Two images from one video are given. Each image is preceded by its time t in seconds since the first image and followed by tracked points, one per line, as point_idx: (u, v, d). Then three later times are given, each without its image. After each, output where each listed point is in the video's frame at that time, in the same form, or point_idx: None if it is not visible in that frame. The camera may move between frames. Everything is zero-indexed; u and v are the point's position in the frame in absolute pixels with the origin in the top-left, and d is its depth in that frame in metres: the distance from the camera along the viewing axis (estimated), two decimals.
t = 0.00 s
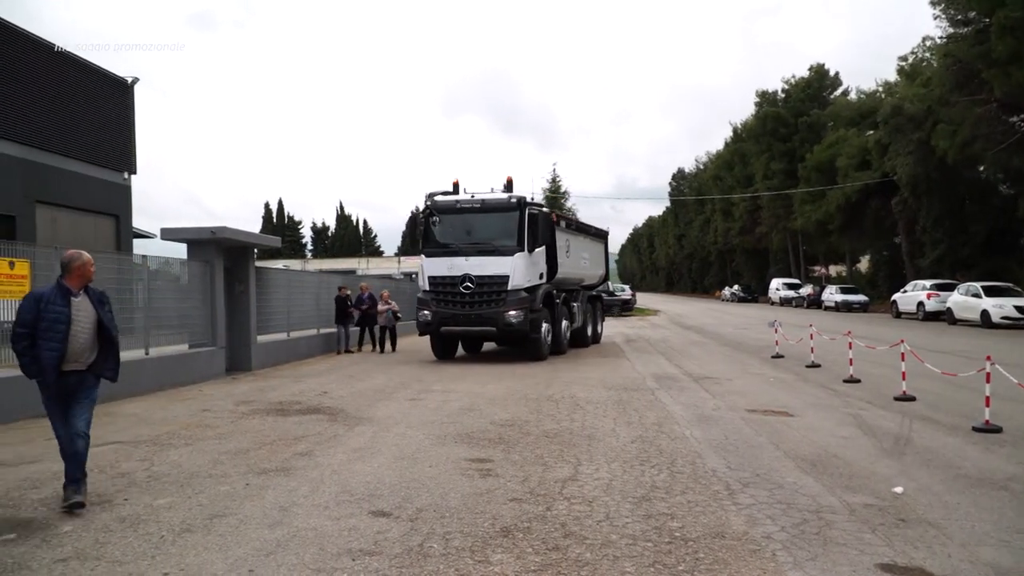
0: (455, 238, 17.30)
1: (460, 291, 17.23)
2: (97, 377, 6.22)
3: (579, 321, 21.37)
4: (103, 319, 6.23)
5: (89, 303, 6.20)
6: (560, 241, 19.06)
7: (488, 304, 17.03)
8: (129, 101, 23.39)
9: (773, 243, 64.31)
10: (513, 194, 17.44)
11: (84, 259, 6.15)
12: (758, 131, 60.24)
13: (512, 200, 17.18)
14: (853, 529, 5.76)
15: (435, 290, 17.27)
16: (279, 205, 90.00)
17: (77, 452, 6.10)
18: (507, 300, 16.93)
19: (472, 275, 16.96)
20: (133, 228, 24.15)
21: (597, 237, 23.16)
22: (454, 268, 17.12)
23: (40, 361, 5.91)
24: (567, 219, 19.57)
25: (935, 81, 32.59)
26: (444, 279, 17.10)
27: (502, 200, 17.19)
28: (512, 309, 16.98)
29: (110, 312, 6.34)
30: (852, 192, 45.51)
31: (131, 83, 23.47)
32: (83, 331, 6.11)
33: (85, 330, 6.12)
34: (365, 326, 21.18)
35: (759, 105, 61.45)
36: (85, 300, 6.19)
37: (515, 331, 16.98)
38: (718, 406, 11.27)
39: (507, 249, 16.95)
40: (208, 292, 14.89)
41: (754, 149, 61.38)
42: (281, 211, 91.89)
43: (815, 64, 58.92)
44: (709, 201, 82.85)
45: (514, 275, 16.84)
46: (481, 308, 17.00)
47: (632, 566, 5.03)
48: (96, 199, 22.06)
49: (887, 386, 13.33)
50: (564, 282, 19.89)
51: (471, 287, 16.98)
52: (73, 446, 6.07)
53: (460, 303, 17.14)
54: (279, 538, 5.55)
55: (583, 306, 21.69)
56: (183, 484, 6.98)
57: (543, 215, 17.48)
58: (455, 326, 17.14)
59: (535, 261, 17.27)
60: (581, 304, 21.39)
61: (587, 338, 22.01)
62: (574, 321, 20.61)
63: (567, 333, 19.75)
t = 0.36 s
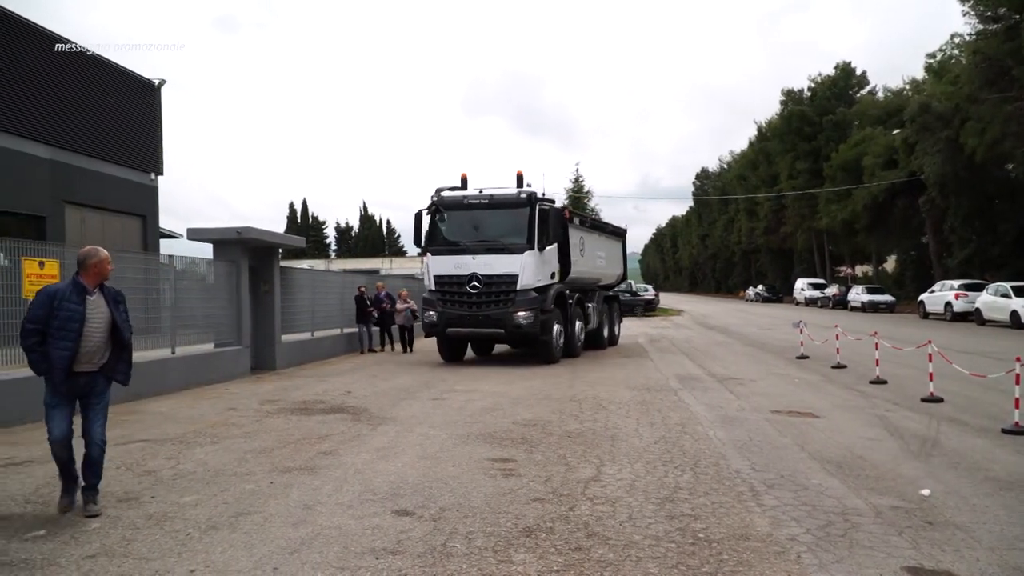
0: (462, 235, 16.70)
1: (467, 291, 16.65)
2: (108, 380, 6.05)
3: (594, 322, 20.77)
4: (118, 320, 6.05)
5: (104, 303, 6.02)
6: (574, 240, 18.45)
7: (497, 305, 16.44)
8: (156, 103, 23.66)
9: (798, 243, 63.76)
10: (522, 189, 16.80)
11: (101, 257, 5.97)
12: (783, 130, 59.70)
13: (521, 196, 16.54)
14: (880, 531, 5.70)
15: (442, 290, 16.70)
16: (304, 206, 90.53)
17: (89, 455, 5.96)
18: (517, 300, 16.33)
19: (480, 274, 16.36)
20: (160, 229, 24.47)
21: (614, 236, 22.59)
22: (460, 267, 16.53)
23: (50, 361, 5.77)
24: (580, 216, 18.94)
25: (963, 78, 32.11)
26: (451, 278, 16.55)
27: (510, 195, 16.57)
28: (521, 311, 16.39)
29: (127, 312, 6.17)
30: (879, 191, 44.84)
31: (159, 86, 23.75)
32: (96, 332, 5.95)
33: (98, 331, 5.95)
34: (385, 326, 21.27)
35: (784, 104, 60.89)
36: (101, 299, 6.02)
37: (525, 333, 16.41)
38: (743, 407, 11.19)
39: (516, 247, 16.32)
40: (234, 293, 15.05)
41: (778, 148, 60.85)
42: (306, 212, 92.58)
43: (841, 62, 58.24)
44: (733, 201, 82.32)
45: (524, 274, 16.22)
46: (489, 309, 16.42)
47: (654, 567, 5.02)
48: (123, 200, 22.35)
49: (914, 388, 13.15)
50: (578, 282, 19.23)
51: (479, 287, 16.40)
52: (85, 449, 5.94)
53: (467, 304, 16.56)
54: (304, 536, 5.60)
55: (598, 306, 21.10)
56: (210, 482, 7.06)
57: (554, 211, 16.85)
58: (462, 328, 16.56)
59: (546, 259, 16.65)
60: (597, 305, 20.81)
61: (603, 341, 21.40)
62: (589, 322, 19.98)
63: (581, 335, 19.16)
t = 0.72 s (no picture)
0: (473, 231, 16.10)
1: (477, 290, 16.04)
2: (117, 384, 5.88)
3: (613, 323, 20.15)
4: (123, 322, 5.86)
5: (108, 304, 5.82)
6: (592, 236, 17.83)
7: (508, 305, 15.82)
8: (190, 105, 23.97)
9: (829, 243, 62.97)
10: (535, 182, 16.13)
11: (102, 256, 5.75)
12: (814, 127, 58.94)
13: (533, 190, 15.88)
14: (914, 536, 5.61)
15: (451, 289, 16.13)
16: (333, 206, 91.08)
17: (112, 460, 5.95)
18: (529, 300, 15.70)
19: (490, 272, 15.77)
20: (193, 229, 24.81)
21: (636, 233, 22.35)
22: (470, 264, 15.94)
23: (53, 367, 5.56)
24: (598, 211, 18.28)
25: (1001, 74, 31.50)
26: (460, 276, 15.97)
27: (523, 189, 15.93)
28: (534, 311, 15.75)
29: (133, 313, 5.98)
30: (913, 189, 43.98)
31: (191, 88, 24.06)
32: (101, 335, 5.75)
33: (104, 334, 5.76)
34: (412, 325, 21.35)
35: (816, 101, 60.12)
36: (104, 301, 5.82)
37: (537, 334, 15.76)
38: (773, 408, 11.06)
39: (528, 243, 15.70)
40: (265, 292, 15.21)
41: (810, 146, 60.11)
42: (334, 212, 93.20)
43: (874, 58, 57.39)
44: (763, 199, 81.54)
45: (535, 272, 15.59)
46: (500, 309, 15.80)
47: (684, 569, 4.98)
48: (157, 200, 22.68)
49: (949, 390, 12.93)
50: (595, 281, 18.62)
51: (489, 286, 15.79)
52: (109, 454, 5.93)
53: (477, 303, 15.95)
54: (334, 533, 5.64)
55: (617, 306, 20.48)
56: (241, 479, 7.13)
57: (569, 206, 16.20)
58: (472, 329, 15.96)
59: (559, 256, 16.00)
60: (616, 304, 20.20)
61: (624, 342, 20.84)
62: (608, 323, 19.43)
63: (599, 336, 18.53)
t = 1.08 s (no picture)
0: (499, 228, 15.79)
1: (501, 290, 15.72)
2: (120, 384, 5.63)
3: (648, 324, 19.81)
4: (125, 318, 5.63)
5: (114, 300, 5.65)
6: (623, 234, 17.52)
7: (534, 305, 15.52)
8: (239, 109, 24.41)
9: (880, 242, 61.63)
10: (563, 177, 15.90)
11: (102, 250, 5.58)
12: (865, 124, 57.69)
13: (562, 184, 15.67)
14: (969, 542, 5.47)
15: (475, 289, 15.83)
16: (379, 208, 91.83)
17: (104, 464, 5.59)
18: (557, 300, 15.39)
19: (515, 271, 15.45)
20: (242, 231, 25.29)
21: (671, 232, 21.89)
22: (495, 264, 15.63)
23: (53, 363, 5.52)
24: (629, 208, 17.95)
25: None
26: (485, 275, 15.68)
27: (551, 184, 15.70)
28: (562, 312, 15.44)
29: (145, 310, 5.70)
30: (967, 187, 42.93)
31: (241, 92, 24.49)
32: (101, 332, 5.58)
33: (103, 331, 5.57)
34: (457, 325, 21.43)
35: (867, 97, 58.82)
36: (110, 296, 5.65)
37: (566, 336, 15.45)
38: (822, 410, 10.87)
39: (556, 240, 15.40)
40: (312, 293, 15.41)
41: (860, 143, 58.87)
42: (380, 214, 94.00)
43: (927, 53, 55.99)
44: (812, 198, 80.10)
45: (562, 271, 15.27)
46: (526, 310, 15.50)
47: (730, 572, 4.93)
48: (207, 202, 23.12)
49: (1006, 392, 12.56)
50: (628, 281, 18.31)
51: (514, 286, 15.48)
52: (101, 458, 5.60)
53: (501, 304, 15.66)
54: (380, 531, 5.70)
55: (652, 306, 20.12)
56: (289, 476, 7.25)
57: (598, 202, 15.93)
58: (497, 330, 15.68)
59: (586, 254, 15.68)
60: (650, 305, 19.86)
61: (660, 344, 20.50)
62: (643, 324, 19.14)
63: (632, 338, 18.22)
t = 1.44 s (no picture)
0: (516, 225, 15.77)
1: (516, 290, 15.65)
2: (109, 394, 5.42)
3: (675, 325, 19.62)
4: (117, 326, 5.46)
5: (113, 308, 5.52)
6: (647, 231, 17.35)
7: (551, 306, 15.40)
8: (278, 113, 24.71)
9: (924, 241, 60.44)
10: (581, 170, 15.73)
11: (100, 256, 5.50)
12: (907, 122, 56.54)
13: (578, 178, 15.50)
14: (1018, 548, 5.33)
15: (489, 289, 15.81)
16: (416, 210, 92.30)
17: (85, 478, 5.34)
18: (574, 301, 15.24)
19: (529, 270, 15.40)
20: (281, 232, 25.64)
21: (704, 229, 21.79)
22: (510, 261, 15.63)
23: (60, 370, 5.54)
24: (654, 203, 17.76)
25: None
26: (499, 274, 15.66)
27: (568, 178, 15.55)
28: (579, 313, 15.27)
29: (143, 320, 5.49)
30: (1015, 185, 41.90)
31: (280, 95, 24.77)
32: (97, 340, 5.47)
33: (99, 339, 5.46)
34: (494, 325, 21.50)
35: (910, 94, 57.64)
36: (110, 303, 5.54)
37: (583, 337, 15.27)
38: (863, 412, 10.70)
39: (572, 237, 15.31)
40: (350, 293, 15.55)
41: (903, 140, 57.75)
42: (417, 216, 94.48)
43: (972, 48, 54.71)
44: (853, 197, 78.77)
45: (579, 269, 15.15)
46: (543, 310, 15.38)
47: None
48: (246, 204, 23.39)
49: None
50: (652, 280, 18.14)
51: (529, 285, 15.40)
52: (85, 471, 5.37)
53: (516, 305, 15.57)
54: (418, 530, 5.74)
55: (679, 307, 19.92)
56: (328, 475, 7.33)
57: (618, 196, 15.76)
58: (512, 331, 15.58)
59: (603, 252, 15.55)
60: (677, 305, 19.66)
61: (688, 346, 20.29)
62: (669, 325, 18.96)
63: (656, 339, 18.04)
